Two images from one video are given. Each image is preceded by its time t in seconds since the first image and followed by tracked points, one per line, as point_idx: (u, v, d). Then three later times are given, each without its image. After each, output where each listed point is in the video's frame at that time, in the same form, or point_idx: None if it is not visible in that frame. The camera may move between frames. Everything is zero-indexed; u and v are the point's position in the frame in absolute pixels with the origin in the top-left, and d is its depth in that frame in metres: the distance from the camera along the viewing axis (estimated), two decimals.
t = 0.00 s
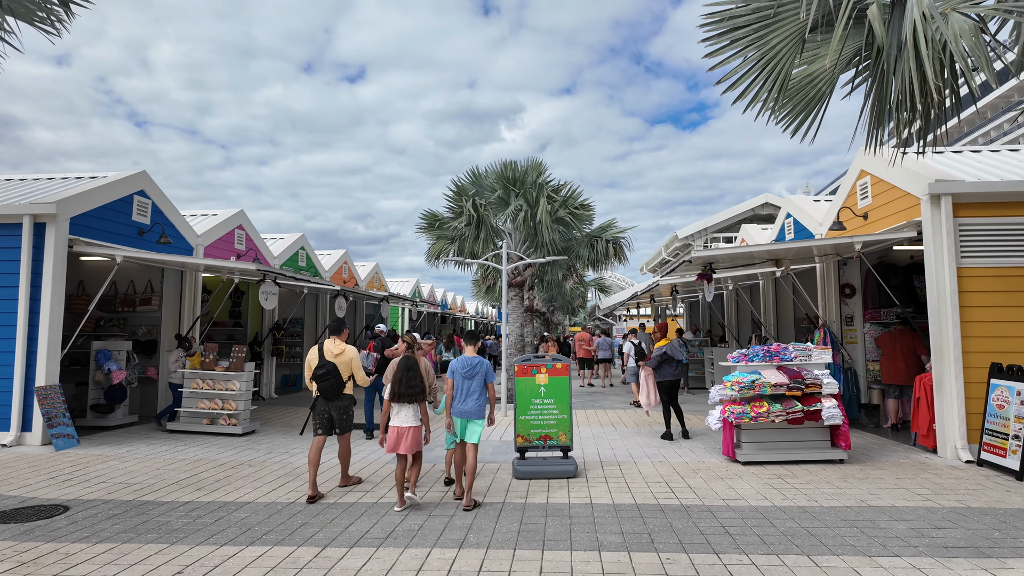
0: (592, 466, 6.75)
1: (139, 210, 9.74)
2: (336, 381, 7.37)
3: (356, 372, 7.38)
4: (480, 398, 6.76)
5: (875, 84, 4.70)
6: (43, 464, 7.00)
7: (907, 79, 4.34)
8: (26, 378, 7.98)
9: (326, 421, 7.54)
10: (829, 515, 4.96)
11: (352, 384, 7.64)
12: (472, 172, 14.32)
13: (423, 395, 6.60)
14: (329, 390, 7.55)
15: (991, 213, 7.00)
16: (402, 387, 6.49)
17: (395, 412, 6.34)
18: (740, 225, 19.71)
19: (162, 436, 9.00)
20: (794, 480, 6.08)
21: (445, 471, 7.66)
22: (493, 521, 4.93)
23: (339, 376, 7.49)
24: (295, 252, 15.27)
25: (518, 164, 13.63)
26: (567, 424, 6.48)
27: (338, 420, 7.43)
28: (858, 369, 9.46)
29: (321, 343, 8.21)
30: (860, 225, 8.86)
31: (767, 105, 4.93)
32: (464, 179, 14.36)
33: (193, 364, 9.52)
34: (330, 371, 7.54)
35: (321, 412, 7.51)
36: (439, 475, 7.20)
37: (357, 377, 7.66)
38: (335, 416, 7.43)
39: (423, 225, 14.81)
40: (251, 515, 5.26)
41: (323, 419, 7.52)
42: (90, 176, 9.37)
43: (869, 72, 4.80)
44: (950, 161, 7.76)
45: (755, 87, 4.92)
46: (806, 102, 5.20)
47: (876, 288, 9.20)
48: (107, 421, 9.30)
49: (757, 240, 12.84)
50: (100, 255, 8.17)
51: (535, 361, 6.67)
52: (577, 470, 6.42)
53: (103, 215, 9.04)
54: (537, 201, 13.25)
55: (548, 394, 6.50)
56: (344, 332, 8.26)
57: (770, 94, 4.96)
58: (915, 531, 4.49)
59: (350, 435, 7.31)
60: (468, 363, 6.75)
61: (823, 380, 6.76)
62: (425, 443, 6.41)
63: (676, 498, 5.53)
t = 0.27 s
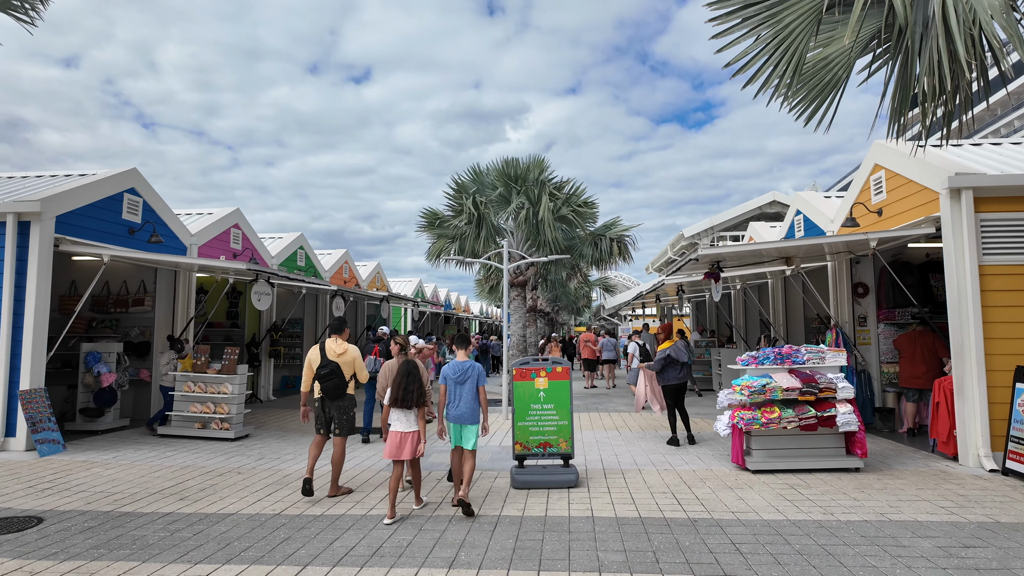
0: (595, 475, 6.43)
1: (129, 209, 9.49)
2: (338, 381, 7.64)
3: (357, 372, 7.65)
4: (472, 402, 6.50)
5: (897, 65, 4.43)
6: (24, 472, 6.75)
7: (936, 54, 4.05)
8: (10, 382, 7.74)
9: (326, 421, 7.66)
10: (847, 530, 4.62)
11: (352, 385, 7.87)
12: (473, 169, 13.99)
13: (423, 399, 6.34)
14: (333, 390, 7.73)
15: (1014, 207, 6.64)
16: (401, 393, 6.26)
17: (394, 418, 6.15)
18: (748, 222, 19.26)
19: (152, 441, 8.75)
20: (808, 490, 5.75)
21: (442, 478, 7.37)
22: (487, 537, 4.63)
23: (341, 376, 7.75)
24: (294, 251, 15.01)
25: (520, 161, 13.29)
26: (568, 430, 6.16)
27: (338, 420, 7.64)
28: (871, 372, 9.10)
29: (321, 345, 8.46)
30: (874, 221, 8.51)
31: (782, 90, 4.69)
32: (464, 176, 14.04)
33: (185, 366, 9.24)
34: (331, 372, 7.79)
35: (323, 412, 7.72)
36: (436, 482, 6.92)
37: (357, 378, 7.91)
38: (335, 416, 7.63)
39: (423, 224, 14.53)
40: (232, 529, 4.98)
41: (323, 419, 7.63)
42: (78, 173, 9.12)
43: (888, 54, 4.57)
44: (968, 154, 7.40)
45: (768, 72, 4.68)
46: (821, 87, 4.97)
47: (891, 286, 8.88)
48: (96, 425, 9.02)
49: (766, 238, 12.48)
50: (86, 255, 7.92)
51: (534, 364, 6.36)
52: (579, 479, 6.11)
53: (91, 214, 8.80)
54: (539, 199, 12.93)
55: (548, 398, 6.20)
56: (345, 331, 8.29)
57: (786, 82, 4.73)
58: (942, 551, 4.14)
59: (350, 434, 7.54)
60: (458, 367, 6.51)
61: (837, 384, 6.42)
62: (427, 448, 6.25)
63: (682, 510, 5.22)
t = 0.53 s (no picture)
0: (604, 482, 6.12)
1: (128, 205, 9.29)
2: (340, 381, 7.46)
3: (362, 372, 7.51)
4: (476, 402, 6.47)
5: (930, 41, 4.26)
6: (14, 474, 6.54)
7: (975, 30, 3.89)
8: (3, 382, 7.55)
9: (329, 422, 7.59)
10: (877, 545, 4.27)
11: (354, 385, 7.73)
12: (480, 165, 13.71)
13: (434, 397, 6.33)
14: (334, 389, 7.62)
15: None
16: (412, 391, 6.25)
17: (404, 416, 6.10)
18: (761, 220, 18.82)
19: (150, 443, 8.54)
20: (831, 499, 5.39)
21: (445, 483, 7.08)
22: (488, 549, 4.33)
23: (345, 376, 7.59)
24: (299, 250, 14.81)
25: (528, 156, 12.98)
26: (576, 433, 5.86)
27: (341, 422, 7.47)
28: (894, 373, 8.71)
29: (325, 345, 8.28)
30: (898, 215, 8.13)
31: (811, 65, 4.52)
32: (471, 172, 13.76)
33: (184, 366, 9.03)
34: (334, 371, 7.64)
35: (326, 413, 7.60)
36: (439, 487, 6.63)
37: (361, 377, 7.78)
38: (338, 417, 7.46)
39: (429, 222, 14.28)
40: (219, 538, 4.71)
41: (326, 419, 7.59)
42: (76, 169, 8.93)
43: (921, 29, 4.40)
44: (1000, 142, 7.01)
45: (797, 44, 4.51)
46: (848, 66, 4.83)
47: (916, 282, 8.49)
48: (94, 427, 8.83)
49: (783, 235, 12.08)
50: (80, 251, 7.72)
51: (539, 365, 6.05)
52: (587, 486, 5.80)
53: (88, 210, 8.60)
54: (547, 195, 12.61)
55: (554, 401, 5.89)
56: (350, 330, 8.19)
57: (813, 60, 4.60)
58: (983, 569, 3.79)
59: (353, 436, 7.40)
60: (460, 366, 6.50)
61: (862, 386, 6.04)
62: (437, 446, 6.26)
63: (697, 521, 4.89)
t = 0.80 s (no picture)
0: (617, 490, 5.80)
1: (130, 202, 9.12)
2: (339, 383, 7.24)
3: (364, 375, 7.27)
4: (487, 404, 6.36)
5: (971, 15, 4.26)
6: (8, 478, 6.36)
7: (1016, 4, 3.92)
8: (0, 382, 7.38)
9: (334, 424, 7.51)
10: (916, 563, 3.92)
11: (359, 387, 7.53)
12: (489, 162, 13.43)
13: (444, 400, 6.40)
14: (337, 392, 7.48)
15: None
16: (423, 393, 6.39)
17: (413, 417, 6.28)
18: (778, 218, 18.35)
19: (150, 445, 8.33)
20: (861, 511, 5.03)
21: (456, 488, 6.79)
22: (493, 564, 4.03)
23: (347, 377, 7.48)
24: (307, 249, 14.61)
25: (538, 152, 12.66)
26: (587, 437, 5.54)
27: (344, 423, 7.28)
28: (922, 374, 8.31)
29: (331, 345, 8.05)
30: (927, 209, 7.72)
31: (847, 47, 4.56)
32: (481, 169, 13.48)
33: (186, 366, 8.83)
34: (336, 372, 7.46)
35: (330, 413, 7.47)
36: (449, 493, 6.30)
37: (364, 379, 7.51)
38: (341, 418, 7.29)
39: (438, 219, 14.03)
40: (209, 549, 4.45)
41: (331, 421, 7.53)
42: (76, 165, 8.77)
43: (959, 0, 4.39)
44: None
45: (830, 24, 4.48)
46: (883, 39, 4.88)
47: (944, 279, 8.01)
48: (95, 428, 8.64)
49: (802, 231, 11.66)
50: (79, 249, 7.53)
51: (548, 366, 5.74)
52: (599, 494, 5.48)
53: (88, 207, 8.44)
54: (558, 192, 12.30)
55: (563, 405, 5.58)
56: (353, 329, 7.83)
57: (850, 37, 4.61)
58: None
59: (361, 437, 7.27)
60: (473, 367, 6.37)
61: (893, 389, 5.67)
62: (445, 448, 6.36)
63: (718, 534, 4.56)
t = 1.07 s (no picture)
0: (627, 499, 5.50)
1: (130, 201, 8.98)
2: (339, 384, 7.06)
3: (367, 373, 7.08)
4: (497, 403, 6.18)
5: None
6: None
7: None
8: None
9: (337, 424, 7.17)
10: None
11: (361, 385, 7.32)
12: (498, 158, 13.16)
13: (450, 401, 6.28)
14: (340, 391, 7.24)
15: None
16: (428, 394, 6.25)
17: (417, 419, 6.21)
18: (795, 215, 17.87)
19: (150, 448, 8.17)
20: (888, 524, 4.70)
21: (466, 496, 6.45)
22: None
23: (347, 377, 7.27)
24: (314, 248, 14.44)
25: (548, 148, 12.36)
26: (595, 444, 5.26)
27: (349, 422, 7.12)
28: (950, 377, 7.86)
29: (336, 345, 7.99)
30: (956, 202, 7.33)
31: (871, 30, 4.36)
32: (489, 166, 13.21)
33: (186, 368, 8.66)
34: (337, 372, 7.28)
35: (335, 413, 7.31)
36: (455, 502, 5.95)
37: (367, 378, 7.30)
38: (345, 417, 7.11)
39: (446, 218, 13.79)
40: (194, 561, 4.22)
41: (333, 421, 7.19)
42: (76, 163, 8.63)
43: None
44: None
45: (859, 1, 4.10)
46: (917, 14, 4.49)
47: (974, 277, 7.70)
48: (95, 430, 8.50)
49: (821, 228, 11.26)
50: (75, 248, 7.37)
51: (553, 368, 5.47)
52: (607, 504, 5.19)
53: (87, 206, 8.29)
54: (568, 188, 12.00)
55: (569, 409, 5.30)
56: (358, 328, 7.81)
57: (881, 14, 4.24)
58: None
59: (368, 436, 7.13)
60: (485, 366, 6.22)
61: (921, 393, 5.32)
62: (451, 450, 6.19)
63: (734, 549, 4.26)
